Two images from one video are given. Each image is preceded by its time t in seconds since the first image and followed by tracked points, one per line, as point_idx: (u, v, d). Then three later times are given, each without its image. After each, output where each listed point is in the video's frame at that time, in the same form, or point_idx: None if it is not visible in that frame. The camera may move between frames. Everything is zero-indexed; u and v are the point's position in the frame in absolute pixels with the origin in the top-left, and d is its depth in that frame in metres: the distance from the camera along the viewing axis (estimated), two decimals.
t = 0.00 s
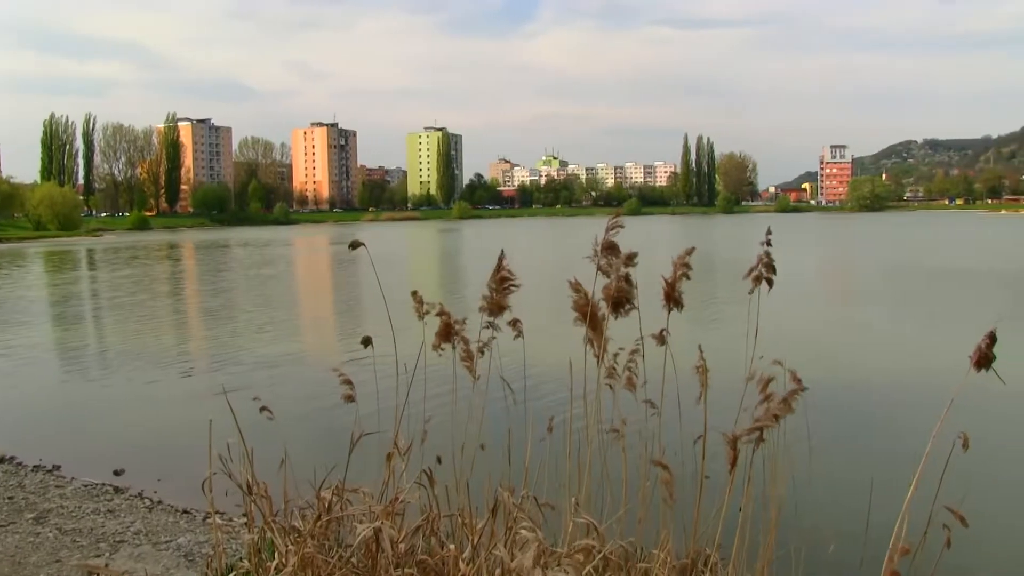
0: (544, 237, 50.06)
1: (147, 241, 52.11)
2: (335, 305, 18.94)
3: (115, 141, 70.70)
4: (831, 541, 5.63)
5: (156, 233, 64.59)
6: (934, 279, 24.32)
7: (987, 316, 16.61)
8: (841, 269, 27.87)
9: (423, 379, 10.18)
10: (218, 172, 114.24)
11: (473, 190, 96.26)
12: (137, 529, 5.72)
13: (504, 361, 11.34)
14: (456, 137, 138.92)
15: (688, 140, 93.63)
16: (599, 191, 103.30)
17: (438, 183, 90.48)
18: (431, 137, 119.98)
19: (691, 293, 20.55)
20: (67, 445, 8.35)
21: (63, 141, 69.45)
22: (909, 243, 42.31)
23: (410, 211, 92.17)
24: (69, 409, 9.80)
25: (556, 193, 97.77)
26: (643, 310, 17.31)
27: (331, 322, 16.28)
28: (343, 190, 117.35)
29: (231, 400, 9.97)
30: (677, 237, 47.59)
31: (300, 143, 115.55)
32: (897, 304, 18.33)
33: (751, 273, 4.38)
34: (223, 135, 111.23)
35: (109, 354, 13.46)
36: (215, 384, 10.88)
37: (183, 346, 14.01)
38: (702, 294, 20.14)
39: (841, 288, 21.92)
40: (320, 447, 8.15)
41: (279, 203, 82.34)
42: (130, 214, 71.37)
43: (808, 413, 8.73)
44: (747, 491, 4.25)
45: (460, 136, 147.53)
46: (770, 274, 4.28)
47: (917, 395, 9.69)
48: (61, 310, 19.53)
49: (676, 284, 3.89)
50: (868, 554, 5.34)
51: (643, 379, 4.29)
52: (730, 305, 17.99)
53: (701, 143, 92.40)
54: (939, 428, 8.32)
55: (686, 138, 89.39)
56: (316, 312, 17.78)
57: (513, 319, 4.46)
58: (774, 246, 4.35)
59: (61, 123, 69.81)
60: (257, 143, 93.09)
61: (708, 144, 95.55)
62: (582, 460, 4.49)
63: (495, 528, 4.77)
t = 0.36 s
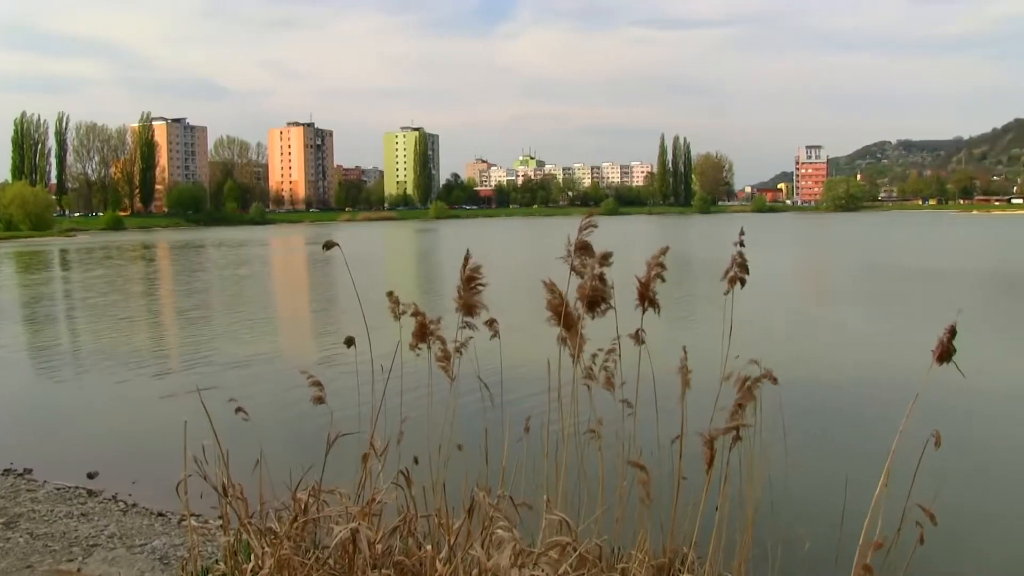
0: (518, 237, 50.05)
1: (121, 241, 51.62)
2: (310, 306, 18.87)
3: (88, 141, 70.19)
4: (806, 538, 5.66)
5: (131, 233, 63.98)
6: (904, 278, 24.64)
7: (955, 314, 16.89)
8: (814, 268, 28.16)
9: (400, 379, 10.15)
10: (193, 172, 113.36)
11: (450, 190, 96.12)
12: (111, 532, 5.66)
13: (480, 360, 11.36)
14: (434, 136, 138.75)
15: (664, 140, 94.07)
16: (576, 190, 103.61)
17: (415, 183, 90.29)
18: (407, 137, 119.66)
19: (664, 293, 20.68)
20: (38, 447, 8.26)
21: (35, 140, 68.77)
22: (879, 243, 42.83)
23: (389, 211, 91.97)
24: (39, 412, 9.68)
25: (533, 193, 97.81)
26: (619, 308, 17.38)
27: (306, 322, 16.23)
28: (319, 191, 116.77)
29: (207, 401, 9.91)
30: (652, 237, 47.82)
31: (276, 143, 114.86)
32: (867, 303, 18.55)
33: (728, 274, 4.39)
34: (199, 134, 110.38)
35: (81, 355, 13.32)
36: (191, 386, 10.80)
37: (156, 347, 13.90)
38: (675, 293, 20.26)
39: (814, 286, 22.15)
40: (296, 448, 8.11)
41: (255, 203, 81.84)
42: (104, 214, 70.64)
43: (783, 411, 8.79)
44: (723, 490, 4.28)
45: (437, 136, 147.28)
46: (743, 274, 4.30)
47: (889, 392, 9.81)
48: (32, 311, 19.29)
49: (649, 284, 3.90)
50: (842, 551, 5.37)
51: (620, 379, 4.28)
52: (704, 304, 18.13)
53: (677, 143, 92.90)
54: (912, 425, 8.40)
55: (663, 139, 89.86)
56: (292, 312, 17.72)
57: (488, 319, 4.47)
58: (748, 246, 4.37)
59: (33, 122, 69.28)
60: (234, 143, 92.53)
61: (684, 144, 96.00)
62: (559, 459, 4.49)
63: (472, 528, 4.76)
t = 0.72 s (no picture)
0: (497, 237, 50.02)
1: (98, 242, 51.11)
2: (288, 306, 18.76)
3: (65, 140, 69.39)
4: (785, 537, 5.69)
5: (108, 233, 63.40)
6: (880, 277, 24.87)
7: (926, 313, 17.16)
8: (791, 267, 28.36)
9: (380, 379, 10.14)
10: (172, 172, 112.42)
11: (430, 190, 95.93)
12: (88, 535, 5.62)
13: (461, 361, 11.35)
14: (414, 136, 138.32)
15: (644, 140, 94.34)
16: (557, 191, 103.82)
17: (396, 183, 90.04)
18: (388, 137, 119.41)
19: (642, 292, 20.80)
20: (13, 450, 8.17)
21: (10, 139, 68.04)
22: (852, 242, 43.29)
23: (370, 211, 91.72)
24: (14, 414, 9.57)
25: (513, 193, 97.87)
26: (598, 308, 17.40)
27: (285, 322, 16.16)
28: (299, 191, 116.13)
29: (185, 403, 9.84)
30: (630, 237, 47.98)
31: (255, 143, 113.99)
32: (842, 302, 18.77)
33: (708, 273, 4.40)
34: (177, 134, 109.49)
35: (56, 356, 13.17)
36: (169, 387, 10.72)
37: (132, 347, 13.78)
38: (652, 292, 20.36)
39: (790, 286, 22.31)
40: (277, 448, 8.08)
41: (234, 203, 81.38)
42: (81, 214, 69.95)
43: (763, 411, 8.84)
44: (702, 488, 4.28)
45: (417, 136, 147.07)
46: (729, 275, 4.28)
47: (865, 389, 9.93)
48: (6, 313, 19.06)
49: (623, 282, 3.91)
50: (821, 548, 5.41)
51: (599, 378, 4.28)
52: (681, 303, 18.27)
53: (657, 144, 93.27)
54: (890, 423, 8.48)
55: (643, 139, 90.17)
56: (270, 313, 17.63)
57: (469, 321, 4.46)
58: (727, 245, 4.39)
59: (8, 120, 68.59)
60: (212, 142, 92.35)
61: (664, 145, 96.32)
62: (538, 457, 4.49)
63: (452, 529, 4.75)
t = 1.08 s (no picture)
0: (476, 237, 49.91)
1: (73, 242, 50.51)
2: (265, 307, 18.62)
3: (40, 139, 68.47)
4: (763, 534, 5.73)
5: (84, 233, 62.69)
6: (856, 276, 25.06)
7: (901, 311, 17.29)
8: (768, 266, 28.50)
9: (357, 381, 10.11)
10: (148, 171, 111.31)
11: (409, 189, 95.59)
12: (63, 539, 5.57)
13: (441, 361, 11.34)
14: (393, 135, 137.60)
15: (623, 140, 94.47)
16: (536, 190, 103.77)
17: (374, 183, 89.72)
18: (367, 136, 118.82)
19: (619, 292, 20.78)
20: None
21: None
22: (828, 241, 43.39)
23: (349, 210, 91.07)
24: None
25: (492, 193, 97.76)
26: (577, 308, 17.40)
27: (262, 323, 16.07)
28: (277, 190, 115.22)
29: (163, 404, 9.77)
30: (609, 237, 47.90)
31: (232, 142, 112.82)
32: (818, 301, 18.87)
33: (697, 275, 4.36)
34: (154, 133, 108.41)
35: (29, 358, 12.99)
36: (146, 388, 10.62)
37: (107, 349, 13.63)
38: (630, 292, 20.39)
39: (767, 286, 22.41)
40: (254, 449, 8.04)
41: (212, 203, 80.77)
42: (56, 213, 69.15)
43: (742, 409, 8.87)
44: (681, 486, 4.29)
45: (396, 136, 146.40)
46: (718, 276, 4.22)
47: (844, 388, 10.00)
48: None
49: (608, 283, 3.92)
50: (798, 546, 5.45)
51: (579, 378, 4.25)
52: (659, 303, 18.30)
53: (636, 143, 93.05)
54: (868, 422, 8.53)
55: (621, 139, 89.95)
56: (247, 313, 17.52)
57: (448, 321, 4.47)
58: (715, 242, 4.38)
59: None
60: (188, 142, 90.73)
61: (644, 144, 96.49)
62: (519, 457, 4.49)
63: (432, 529, 4.74)
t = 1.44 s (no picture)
0: (449, 237, 49.74)
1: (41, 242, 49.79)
2: (236, 308, 18.43)
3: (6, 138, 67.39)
4: (738, 532, 5.76)
5: (54, 233, 61.76)
6: (826, 275, 25.29)
7: (870, 310, 17.47)
8: (740, 266, 28.68)
9: (331, 382, 10.05)
10: (120, 170, 109.86)
11: (384, 189, 95.20)
12: (31, 544, 5.51)
13: (415, 361, 11.32)
14: (367, 135, 136.81)
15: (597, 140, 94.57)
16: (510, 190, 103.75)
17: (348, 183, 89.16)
18: (341, 137, 118.08)
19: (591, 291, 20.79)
20: None
21: None
22: (798, 241, 43.66)
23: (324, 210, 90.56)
24: None
25: (466, 193, 97.68)
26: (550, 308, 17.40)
27: (234, 324, 15.94)
28: (251, 190, 114.25)
29: (134, 406, 9.67)
30: (583, 237, 47.86)
31: (206, 142, 111.66)
32: (789, 300, 19.01)
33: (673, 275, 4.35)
34: (125, 132, 107.06)
35: None
36: (115, 390, 10.51)
37: (74, 350, 13.42)
38: (602, 292, 20.40)
39: (739, 285, 22.51)
40: (228, 452, 7.98)
41: (184, 203, 79.95)
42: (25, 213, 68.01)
43: (716, 409, 8.92)
44: (654, 486, 4.29)
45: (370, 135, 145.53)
46: (692, 275, 4.20)
47: (818, 387, 10.08)
48: None
49: (586, 284, 3.92)
50: (772, 543, 5.49)
51: (553, 378, 4.25)
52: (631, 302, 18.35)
53: (610, 143, 93.08)
54: (841, 420, 8.60)
55: (595, 139, 89.83)
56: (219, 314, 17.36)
57: (420, 320, 4.46)
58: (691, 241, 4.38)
59: None
60: (161, 142, 90.65)
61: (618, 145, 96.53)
62: (493, 456, 4.47)
63: (406, 529, 4.72)
